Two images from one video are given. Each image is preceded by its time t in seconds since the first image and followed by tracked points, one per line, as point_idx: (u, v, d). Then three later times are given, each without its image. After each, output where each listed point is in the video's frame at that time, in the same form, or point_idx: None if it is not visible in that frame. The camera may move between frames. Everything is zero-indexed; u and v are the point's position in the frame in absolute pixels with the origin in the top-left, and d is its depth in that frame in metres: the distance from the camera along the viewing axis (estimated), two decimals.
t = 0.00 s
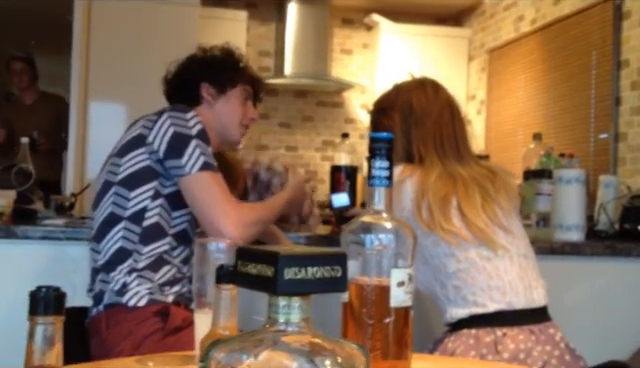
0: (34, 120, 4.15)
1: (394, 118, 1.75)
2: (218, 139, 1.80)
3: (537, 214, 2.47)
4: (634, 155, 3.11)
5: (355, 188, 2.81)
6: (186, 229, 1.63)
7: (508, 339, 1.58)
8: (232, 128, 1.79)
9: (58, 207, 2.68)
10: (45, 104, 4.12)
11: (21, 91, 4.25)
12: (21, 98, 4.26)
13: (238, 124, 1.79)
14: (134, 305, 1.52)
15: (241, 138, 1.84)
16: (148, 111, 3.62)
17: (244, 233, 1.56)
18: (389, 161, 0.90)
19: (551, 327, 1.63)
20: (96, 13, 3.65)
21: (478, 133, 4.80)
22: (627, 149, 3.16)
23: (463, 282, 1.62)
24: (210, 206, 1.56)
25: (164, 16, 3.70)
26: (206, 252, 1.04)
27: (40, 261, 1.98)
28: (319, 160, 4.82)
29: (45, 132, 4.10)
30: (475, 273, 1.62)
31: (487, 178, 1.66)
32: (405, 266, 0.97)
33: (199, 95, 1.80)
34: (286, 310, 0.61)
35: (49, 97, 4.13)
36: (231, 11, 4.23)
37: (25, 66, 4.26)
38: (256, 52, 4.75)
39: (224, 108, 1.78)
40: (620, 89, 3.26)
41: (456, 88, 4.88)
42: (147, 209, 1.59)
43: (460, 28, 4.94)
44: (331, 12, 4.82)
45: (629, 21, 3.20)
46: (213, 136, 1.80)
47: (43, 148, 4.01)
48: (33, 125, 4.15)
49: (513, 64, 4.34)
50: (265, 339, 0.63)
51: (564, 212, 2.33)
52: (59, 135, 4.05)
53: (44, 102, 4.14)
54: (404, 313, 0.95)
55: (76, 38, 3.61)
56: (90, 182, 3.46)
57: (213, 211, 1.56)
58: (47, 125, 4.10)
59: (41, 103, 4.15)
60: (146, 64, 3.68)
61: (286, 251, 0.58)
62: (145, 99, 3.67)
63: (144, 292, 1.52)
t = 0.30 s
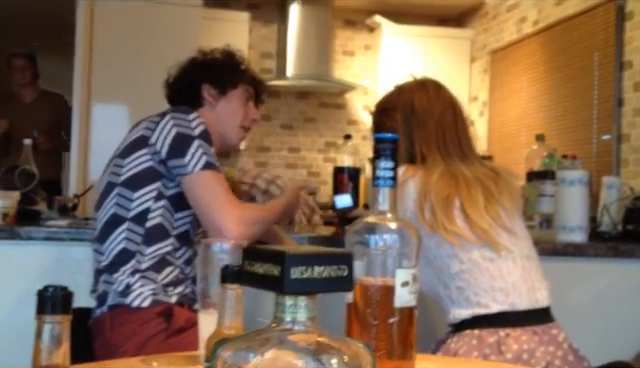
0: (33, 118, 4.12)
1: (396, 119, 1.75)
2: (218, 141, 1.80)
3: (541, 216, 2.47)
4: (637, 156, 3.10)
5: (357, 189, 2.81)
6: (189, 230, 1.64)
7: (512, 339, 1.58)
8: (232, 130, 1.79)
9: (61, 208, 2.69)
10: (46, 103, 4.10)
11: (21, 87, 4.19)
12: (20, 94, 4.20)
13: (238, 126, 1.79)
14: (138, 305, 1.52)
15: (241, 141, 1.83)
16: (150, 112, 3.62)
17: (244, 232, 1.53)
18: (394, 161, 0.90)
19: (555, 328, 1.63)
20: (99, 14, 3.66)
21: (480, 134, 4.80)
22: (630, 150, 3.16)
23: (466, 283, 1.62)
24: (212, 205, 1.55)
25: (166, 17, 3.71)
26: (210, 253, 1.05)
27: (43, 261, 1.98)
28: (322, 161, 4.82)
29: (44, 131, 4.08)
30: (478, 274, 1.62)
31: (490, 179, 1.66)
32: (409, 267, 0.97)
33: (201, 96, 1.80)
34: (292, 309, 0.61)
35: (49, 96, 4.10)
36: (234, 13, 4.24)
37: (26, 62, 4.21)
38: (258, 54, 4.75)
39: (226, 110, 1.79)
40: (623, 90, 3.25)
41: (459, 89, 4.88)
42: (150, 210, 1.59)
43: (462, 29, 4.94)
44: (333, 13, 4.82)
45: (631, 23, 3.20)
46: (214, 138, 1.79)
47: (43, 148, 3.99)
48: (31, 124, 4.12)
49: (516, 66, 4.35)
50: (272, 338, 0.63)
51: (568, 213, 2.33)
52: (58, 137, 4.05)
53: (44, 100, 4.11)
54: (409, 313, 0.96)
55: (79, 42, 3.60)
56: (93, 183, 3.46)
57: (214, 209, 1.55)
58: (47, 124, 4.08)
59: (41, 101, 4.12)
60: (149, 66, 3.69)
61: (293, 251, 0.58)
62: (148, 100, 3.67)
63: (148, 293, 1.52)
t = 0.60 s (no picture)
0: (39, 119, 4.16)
1: (404, 118, 1.75)
2: (225, 140, 1.80)
3: (550, 215, 2.47)
4: None
5: (365, 189, 2.82)
6: (197, 229, 1.64)
7: (522, 339, 1.58)
8: (240, 129, 1.79)
9: (71, 208, 2.70)
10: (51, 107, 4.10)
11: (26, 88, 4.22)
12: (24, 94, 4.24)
13: (245, 126, 1.80)
14: (149, 304, 1.52)
15: (248, 141, 1.84)
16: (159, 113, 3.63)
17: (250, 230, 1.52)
18: (404, 160, 0.90)
19: (565, 327, 1.63)
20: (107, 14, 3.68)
21: (489, 133, 4.79)
22: None
23: (475, 283, 1.63)
24: (219, 203, 1.56)
25: (174, 18, 3.72)
26: (221, 252, 1.06)
27: (53, 261, 1.99)
28: (329, 161, 4.82)
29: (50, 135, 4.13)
30: (487, 273, 1.62)
31: (498, 178, 1.65)
32: (420, 266, 0.96)
33: (210, 95, 1.81)
34: (306, 306, 0.62)
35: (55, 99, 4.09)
36: (242, 13, 4.24)
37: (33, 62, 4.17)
38: (266, 54, 4.76)
39: (234, 110, 1.79)
40: (632, 89, 3.25)
41: (467, 89, 4.87)
42: (159, 209, 1.60)
43: (470, 29, 4.93)
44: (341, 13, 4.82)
45: None
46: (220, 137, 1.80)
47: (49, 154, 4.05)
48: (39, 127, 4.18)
49: (524, 65, 4.34)
50: (286, 335, 0.64)
51: (578, 213, 2.32)
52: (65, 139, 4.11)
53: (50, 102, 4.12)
54: (420, 312, 0.96)
55: (88, 44, 3.65)
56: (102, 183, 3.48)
57: (222, 208, 1.56)
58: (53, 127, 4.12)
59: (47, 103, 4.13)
60: (158, 66, 3.70)
61: (306, 248, 0.59)
62: (156, 100, 3.69)
63: (159, 292, 1.53)
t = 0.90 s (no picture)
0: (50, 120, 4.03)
1: (417, 117, 1.74)
2: (241, 139, 1.81)
3: (565, 215, 2.45)
4: None
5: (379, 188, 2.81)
6: (210, 227, 1.65)
7: (536, 339, 1.57)
8: (256, 128, 1.80)
9: (86, 206, 2.71)
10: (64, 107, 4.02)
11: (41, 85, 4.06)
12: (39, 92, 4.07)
13: (261, 125, 1.80)
14: (163, 302, 1.53)
15: (263, 139, 1.84)
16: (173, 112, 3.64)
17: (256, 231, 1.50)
18: (419, 159, 0.89)
19: (580, 327, 1.62)
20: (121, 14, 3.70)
21: (503, 133, 4.77)
22: None
23: (489, 283, 1.62)
24: (222, 203, 1.54)
25: (189, 18, 3.73)
26: (235, 250, 1.06)
27: (69, 260, 2.00)
28: (343, 160, 4.81)
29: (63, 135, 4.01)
30: (502, 273, 1.62)
31: (512, 176, 1.65)
32: (435, 263, 0.97)
33: (225, 94, 1.81)
34: (322, 304, 0.62)
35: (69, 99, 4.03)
36: (255, 13, 4.25)
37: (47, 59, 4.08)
38: (280, 53, 4.76)
39: (250, 109, 1.80)
40: None
41: (481, 88, 4.85)
42: (173, 208, 1.62)
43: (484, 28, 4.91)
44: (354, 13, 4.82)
45: None
46: (235, 136, 1.80)
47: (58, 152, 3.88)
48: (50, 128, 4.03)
49: (538, 64, 4.31)
50: (302, 332, 0.64)
51: (593, 212, 2.31)
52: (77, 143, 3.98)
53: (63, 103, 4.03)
54: (435, 310, 0.96)
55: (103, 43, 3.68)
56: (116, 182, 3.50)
57: (230, 210, 1.53)
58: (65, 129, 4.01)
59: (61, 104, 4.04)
60: (172, 66, 3.71)
61: (322, 246, 0.59)
62: (170, 100, 3.70)
63: (173, 290, 1.54)
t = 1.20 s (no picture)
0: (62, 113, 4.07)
1: (429, 115, 1.74)
2: (256, 136, 1.81)
3: (580, 214, 2.44)
4: None
5: (392, 186, 2.81)
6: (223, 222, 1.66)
7: (549, 338, 1.57)
8: (273, 127, 1.81)
9: (100, 203, 2.73)
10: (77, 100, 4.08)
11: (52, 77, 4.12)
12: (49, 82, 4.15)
13: (276, 124, 1.81)
14: (175, 298, 1.53)
15: (278, 137, 1.84)
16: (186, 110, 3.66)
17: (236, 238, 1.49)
18: (433, 155, 0.89)
19: (593, 326, 1.61)
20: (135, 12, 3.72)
21: (516, 131, 4.75)
22: None
23: (502, 281, 1.61)
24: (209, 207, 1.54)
25: (203, 16, 3.74)
26: (249, 247, 1.07)
27: (83, 256, 2.02)
28: (355, 158, 4.81)
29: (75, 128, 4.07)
30: (515, 271, 1.61)
31: (525, 174, 1.64)
32: (449, 260, 0.97)
33: (242, 92, 1.81)
34: (337, 299, 0.63)
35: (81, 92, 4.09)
36: (268, 10, 4.26)
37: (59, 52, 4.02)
38: (293, 51, 4.76)
39: (267, 107, 1.80)
40: None
41: (495, 86, 4.83)
42: (185, 205, 1.62)
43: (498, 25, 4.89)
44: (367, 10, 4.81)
45: None
46: (249, 134, 1.81)
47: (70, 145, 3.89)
48: (63, 120, 4.07)
49: (552, 62, 4.29)
50: (317, 327, 0.64)
51: (607, 211, 2.30)
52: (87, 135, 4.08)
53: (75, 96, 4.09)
54: (449, 307, 0.96)
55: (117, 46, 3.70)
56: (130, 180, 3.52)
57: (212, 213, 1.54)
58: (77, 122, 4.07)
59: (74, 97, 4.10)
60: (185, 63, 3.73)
61: (338, 241, 0.59)
62: (183, 97, 3.72)
63: (185, 286, 1.55)
